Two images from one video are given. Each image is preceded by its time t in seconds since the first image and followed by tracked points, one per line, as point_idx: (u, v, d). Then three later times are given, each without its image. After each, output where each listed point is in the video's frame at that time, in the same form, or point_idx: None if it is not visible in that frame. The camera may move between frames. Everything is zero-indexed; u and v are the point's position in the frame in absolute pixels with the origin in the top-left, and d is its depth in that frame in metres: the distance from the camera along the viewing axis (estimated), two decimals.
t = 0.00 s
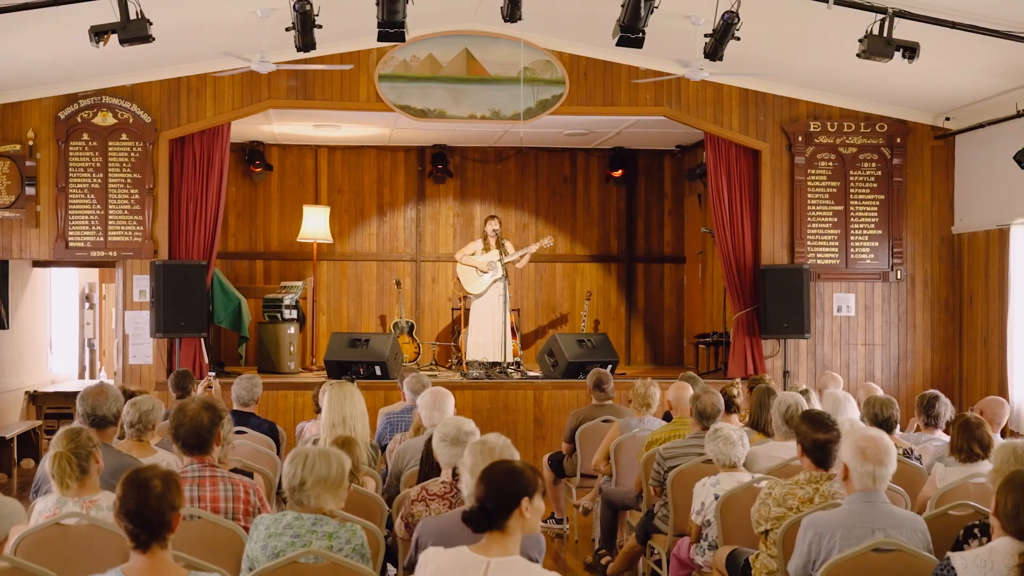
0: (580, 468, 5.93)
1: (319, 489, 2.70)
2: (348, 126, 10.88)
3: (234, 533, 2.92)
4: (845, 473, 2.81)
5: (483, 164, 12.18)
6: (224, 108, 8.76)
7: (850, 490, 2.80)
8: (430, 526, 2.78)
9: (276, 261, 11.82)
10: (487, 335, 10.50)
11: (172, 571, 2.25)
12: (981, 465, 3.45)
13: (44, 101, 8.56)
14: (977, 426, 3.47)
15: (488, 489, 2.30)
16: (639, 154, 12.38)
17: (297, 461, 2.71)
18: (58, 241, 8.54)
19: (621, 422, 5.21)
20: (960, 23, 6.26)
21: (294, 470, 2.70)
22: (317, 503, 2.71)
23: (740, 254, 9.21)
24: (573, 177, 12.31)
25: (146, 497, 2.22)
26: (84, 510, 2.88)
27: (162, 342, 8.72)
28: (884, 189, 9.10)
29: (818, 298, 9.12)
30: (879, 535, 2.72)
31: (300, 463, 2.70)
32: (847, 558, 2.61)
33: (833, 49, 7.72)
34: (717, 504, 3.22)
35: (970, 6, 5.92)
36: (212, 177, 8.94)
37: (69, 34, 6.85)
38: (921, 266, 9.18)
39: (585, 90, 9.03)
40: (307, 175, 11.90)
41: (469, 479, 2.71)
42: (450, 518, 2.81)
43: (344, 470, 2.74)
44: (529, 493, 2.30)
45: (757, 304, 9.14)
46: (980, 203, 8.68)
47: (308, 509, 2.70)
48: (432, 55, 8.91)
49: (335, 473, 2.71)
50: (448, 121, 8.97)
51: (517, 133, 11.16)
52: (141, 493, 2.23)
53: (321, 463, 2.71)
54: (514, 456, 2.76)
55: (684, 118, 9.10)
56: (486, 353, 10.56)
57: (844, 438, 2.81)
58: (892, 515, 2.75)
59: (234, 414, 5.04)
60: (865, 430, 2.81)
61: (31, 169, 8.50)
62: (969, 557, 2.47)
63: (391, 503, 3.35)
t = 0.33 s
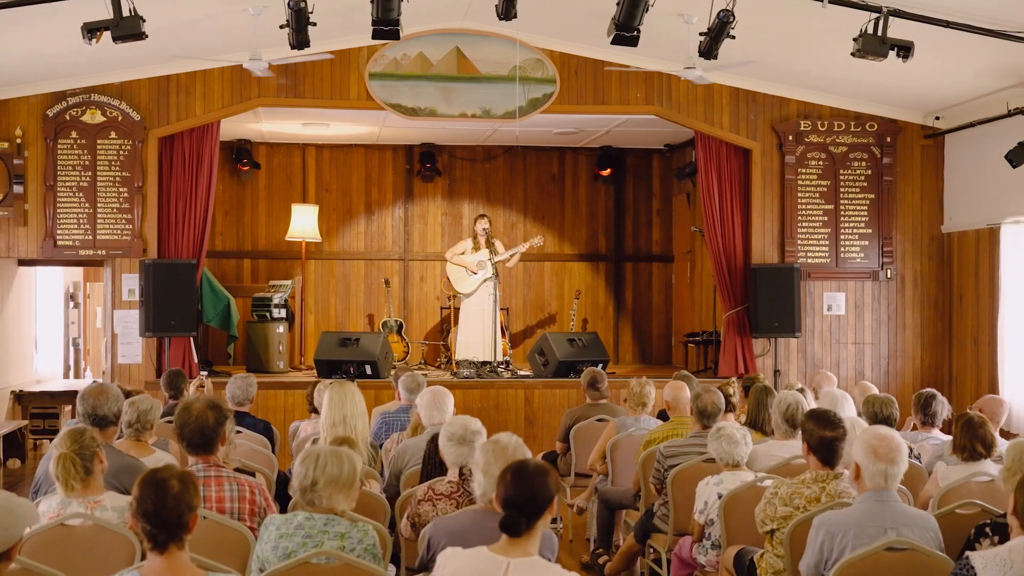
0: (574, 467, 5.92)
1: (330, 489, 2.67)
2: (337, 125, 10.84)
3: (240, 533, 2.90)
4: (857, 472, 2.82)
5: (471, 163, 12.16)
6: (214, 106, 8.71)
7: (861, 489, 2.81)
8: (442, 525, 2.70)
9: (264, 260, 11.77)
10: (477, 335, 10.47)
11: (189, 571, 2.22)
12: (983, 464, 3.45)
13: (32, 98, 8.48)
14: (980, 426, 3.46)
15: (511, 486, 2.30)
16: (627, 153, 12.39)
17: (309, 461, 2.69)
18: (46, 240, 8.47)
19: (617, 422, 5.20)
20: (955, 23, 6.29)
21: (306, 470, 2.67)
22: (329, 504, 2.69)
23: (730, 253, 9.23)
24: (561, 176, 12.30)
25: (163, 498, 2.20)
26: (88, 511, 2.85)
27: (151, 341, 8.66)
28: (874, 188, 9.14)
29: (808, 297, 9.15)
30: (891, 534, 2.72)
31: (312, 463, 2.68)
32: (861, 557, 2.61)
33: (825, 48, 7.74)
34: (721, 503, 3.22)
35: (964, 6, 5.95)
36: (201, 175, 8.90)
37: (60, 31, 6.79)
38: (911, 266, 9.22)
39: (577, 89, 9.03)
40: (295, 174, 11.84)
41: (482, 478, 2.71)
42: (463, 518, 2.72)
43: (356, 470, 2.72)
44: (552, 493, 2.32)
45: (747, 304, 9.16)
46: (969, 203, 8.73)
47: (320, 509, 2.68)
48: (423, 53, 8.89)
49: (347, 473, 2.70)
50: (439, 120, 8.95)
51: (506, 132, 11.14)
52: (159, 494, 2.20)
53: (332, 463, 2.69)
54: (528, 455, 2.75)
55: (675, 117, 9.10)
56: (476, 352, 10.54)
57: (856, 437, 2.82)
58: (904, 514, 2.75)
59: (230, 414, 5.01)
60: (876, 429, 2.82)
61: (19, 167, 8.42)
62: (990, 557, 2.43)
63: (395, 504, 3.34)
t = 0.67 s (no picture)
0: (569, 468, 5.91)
1: (344, 491, 2.64)
2: (325, 124, 10.79)
3: (246, 536, 2.88)
4: (869, 474, 2.83)
5: (459, 163, 12.13)
6: (203, 105, 8.66)
7: (874, 490, 2.81)
8: (455, 529, 2.68)
9: (251, 260, 11.71)
10: (466, 335, 10.45)
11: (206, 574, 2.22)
12: (986, 464, 3.47)
13: (19, 97, 8.41)
14: (982, 426, 3.48)
15: (531, 488, 2.28)
16: (615, 153, 12.39)
17: (322, 463, 2.65)
18: (34, 240, 8.39)
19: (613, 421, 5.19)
20: (948, 23, 6.31)
21: (319, 472, 2.63)
22: (342, 506, 2.65)
23: (720, 253, 9.25)
24: (549, 176, 12.30)
25: (183, 501, 2.18)
26: (93, 514, 2.81)
27: (140, 342, 8.60)
28: (863, 188, 9.17)
29: (798, 297, 9.17)
30: (904, 535, 2.71)
31: (325, 464, 2.64)
32: (875, 558, 2.60)
33: (817, 48, 7.76)
34: (725, 504, 3.21)
35: (957, 5, 5.98)
36: (190, 174, 8.85)
37: (50, 29, 6.73)
38: (900, 265, 9.26)
39: (568, 88, 9.02)
40: (282, 173, 11.79)
41: (495, 479, 2.67)
42: (476, 522, 2.69)
43: (369, 472, 2.68)
44: (572, 493, 2.29)
45: (737, 303, 9.17)
46: (959, 203, 8.77)
47: (334, 511, 2.65)
48: (414, 52, 8.87)
49: (360, 475, 2.66)
50: (429, 119, 8.93)
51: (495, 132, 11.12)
52: (178, 497, 2.18)
53: (346, 465, 2.65)
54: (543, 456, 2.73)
55: (666, 117, 9.11)
56: (465, 353, 10.51)
57: (868, 439, 2.82)
58: (918, 515, 2.75)
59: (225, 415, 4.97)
60: (889, 430, 2.83)
61: (6, 166, 8.34)
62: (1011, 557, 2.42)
63: (399, 505, 3.29)
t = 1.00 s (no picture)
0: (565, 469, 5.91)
1: (356, 495, 2.60)
2: (315, 124, 10.75)
3: (252, 540, 2.86)
4: (880, 476, 2.81)
5: (448, 163, 12.11)
6: (193, 105, 8.61)
7: (885, 493, 2.81)
8: (466, 533, 2.66)
9: (239, 261, 11.66)
10: (457, 335, 10.43)
11: None
12: (989, 466, 3.49)
13: (7, 96, 8.34)
14: (985, 428, 3.51)
15: (550, 493, 2.29)
16: (604, 154, 12.39)
17: (333, 467, 2.62)
18: (22, 241, 8.33)
19: (610, 422, 5.19)
20: (942, 24, 6.34)
21: (331, 476, 2.60)
22: (353, 511, 2.62)
23: (712, 253, 9.27)
24: (538, 176, 12.29)
25: (201, 506, 2.17)
26: (98, 518, 2.78)
27: (130, 343, 8.54)
28: (854, 189, 9.21)
29: (790, 297, 9.20)
30: (916, 538, 2.71)
31: (337, 468, 2.61)
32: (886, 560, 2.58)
33: (809, 49, 7.78)
34: (728, 506, 3.21)
35: (951, 6, 6.00)
36: (181, 174, 8.80)
37: (42, 28, 6.68)
38: (891, 266, 9.30)
39: (559, 89, 9.01)
40: (270, 173, 11.75)
41: (506, 483, 2.65)
42: (488, 526, 2.68)
43: (381, 476, 2.66)
44: (591, 498, 2.30)
45: (729, 304, 9.19)
46: (950, 203, 8.82)
47: (345, 515, 2.62)
48: (405, 52, 8.85)
49: (372, 479, 2.63)
50: (421, 120, 8.91)
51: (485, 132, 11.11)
52: (195, 502, 2.17)
53: (358, 469, 2.62)
54: (556, 460, 2.72)
55: (657, 118, 9.11)
56: (456, 353, 10.50)
57: (879, 441, 2.81)
58: (929, 518, 2.75)
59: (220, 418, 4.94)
60: (900, 432, 2.81)
61: None
62: None
63: (404, 508, 3.29)
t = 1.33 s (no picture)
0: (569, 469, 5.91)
1: (381, 497, 2.60)
2: (312, 123, 10.72)
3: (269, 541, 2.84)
4: (903, 477, 2.81)
5: (444, 163, 12.10)
6: (192, 104, 8.57)
7: (908, 495, 2.81)
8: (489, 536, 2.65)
9: (235, 260, 11.63)
10: (456, 335, 10.40)
11: None
12: (1002, 468, 3.50)
13: (5, 95, 8.30)
14: (998, 429, 3.50)
15: (582, 494, 2.27)
16: (600, 153, 12.38)
17: (358, 469, 2.62)
18: (20, 240, 8.29)
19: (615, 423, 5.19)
20: (945, 24, 6.34)
21: (355, 478, 2.61)
22: (378, 512, 2.62)
23: (711, 253, 9.27)
24: (535, 176, 12.28)
25: (232, 509, 2.17)
26: (114, 520, 2.75)
27: (128, 343, 8.51)
28: (853, 189, 9.23)
29: (789, 298, 9.20)
30: (940, 539, 2.71)
31: (361, 470, 2.62)
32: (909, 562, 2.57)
33: (810, 49, 7.78)
34: (742, 507, 3.20)
35: (955, 6, 5.99)
36: (179, 174, 8.77)
37: (42, 27, 6.65)
38: (890, 266, 9.31)
39: (558, 89, 9.00)
40: (266, 172, 11.71)
41: (530, 484, 2.63)
42: (511, 528, 2.66)
43: (405, 478, 2.66)
44: (623, 500, 2.29)
45: (728, 304, 9.19)
46: (949, 203, 8.83)
47: (369, 517, 2.62)
48: (404, 52, 8.83)
49: (397, 481, 2.63)
50: (420, 119, 8.90)
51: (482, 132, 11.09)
52: (226, 504, 2.17)
53: (383, 471, 2.62)
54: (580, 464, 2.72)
55: (656, 118, 9.11)
56: (455, 353, 10.48)
57: (902, 442, 2.81)
58: (953, 519, 2.74)
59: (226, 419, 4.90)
60: (924, 433, 2.81)
61: None
62: None
63: (417, 509, 3.28)
